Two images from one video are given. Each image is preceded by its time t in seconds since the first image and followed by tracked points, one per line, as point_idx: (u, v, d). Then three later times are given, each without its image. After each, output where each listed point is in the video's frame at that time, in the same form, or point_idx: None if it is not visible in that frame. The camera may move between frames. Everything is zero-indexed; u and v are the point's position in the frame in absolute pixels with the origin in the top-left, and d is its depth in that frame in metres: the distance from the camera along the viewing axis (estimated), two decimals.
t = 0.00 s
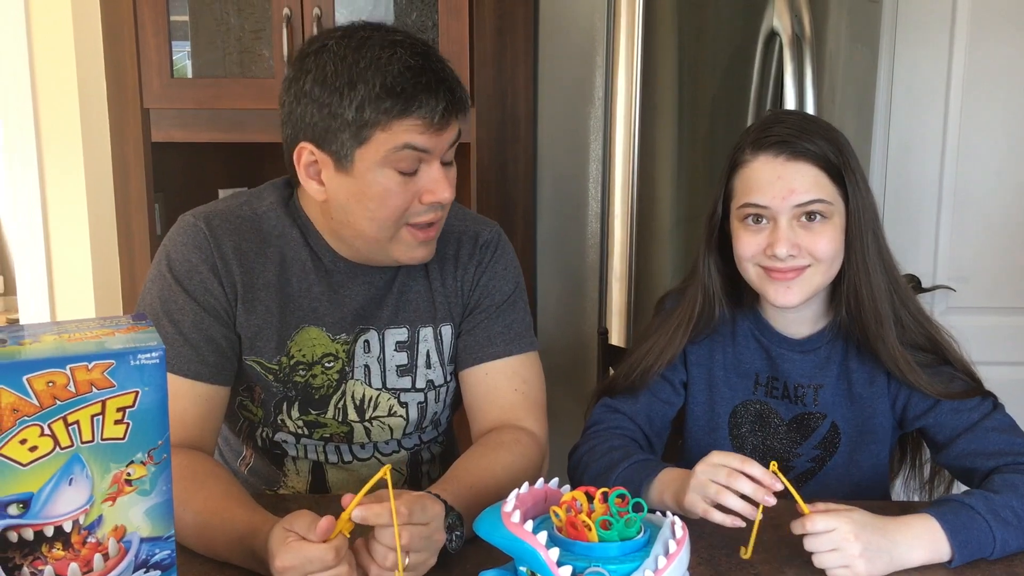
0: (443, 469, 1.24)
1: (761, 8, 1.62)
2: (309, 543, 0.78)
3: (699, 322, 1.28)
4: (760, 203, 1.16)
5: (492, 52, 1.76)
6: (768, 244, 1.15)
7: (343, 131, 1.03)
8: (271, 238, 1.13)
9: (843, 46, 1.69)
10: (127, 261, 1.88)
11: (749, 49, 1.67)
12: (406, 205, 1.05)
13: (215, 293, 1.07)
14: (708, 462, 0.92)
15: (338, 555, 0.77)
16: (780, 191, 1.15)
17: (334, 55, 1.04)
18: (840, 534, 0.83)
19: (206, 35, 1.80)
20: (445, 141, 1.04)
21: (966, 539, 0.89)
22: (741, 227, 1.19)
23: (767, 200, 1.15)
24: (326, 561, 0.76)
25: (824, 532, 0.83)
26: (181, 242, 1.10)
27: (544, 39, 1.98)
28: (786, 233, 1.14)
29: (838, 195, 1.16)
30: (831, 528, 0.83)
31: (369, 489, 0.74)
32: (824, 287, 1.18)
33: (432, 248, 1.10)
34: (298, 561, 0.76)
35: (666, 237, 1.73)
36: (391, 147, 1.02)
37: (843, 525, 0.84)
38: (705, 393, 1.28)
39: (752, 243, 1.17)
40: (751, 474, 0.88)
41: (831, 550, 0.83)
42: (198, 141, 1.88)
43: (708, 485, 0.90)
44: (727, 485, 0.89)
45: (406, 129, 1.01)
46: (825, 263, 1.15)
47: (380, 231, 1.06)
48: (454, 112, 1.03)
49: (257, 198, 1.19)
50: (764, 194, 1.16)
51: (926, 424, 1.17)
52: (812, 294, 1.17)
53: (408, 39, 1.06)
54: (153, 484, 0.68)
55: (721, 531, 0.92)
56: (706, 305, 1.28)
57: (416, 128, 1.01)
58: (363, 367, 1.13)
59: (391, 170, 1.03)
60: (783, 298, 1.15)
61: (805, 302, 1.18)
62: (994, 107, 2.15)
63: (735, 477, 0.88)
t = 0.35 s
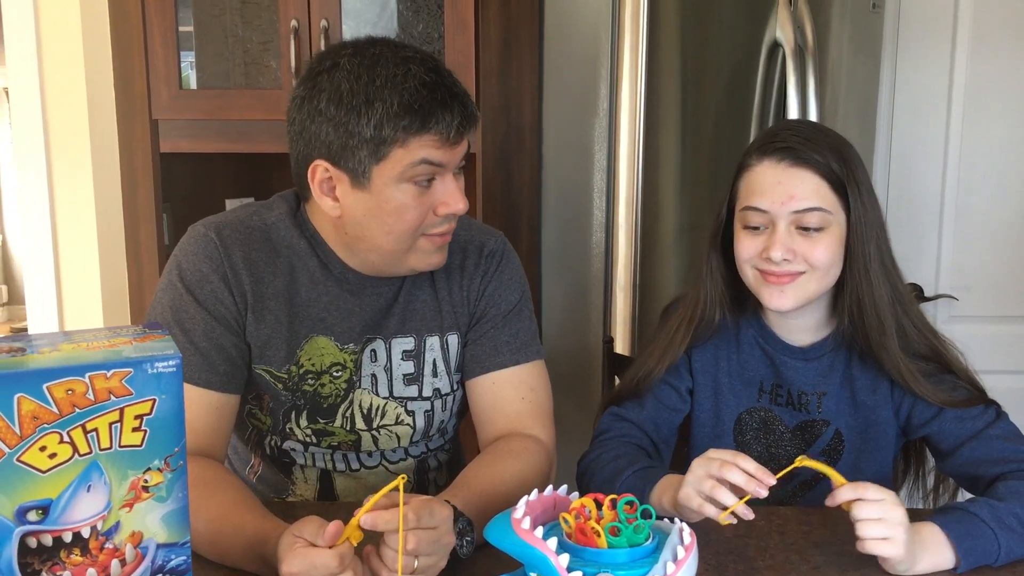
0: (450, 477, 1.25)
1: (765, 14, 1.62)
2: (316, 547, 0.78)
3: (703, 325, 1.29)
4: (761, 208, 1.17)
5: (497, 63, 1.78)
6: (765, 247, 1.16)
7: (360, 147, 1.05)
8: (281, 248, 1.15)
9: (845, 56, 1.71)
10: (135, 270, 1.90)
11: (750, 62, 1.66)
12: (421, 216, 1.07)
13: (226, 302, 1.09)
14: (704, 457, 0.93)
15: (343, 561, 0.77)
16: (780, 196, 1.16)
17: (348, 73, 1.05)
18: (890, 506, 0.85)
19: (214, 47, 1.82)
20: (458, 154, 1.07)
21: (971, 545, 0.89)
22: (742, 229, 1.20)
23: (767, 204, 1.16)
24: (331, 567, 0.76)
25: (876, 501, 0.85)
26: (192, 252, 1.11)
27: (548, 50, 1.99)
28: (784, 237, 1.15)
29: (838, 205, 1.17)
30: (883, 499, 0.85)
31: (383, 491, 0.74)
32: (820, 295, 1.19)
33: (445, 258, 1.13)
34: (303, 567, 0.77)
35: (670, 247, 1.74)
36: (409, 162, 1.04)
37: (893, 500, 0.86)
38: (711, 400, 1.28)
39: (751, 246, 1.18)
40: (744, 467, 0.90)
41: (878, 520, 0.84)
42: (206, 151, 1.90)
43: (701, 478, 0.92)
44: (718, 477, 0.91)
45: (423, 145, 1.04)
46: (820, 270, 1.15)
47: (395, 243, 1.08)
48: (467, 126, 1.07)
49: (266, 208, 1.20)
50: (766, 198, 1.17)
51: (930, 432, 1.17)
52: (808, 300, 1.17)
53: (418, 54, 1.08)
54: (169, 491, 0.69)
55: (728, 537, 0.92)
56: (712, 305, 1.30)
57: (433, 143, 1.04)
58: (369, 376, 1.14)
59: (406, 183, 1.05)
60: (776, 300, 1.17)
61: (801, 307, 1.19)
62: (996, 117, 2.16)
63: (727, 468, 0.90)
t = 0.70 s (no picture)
0: (457, 483, 1.26)
1: (766, 26, 1.62)
2: (330, 547, 0.79)
3: (707, 331, 1.30)
4: (759, 217, 1.18)
5: (502, 72, 1.79)
6: (761, 255, 1.18)
7: (341, 133, 1.07)
8: (292, 257, 1.16)
9: (846, 66, 1.72)
10: (141, 277, 1.91)
11: (752, 71, 1.66)
12: (384, 218, 1.06)
13: (237, 309, 1.10)
14: (740, 483, 0.91)
15: (356, 562, 0.78)
16: (777, 206, 1.17)
17: (352, 65, 1.08)
18: (905, 521, 0.84)
19: (220, 56, 1.83)
20: (433, 163, 1.03)
21: (976, 551, 0.90)
22: (742, 236, 1.22)
23: (764, 214, 1.18)
24: (345, 566, 0.77)
25: (892, 517, 0.84)
26: (204, 260, 1.12)
27: (552, 59, 2.01)
28: (779, 247, 1.16)
29: (836, 216, 1.17)
30: (899, 514, 0.84)
31: (400, 495, 0.76)
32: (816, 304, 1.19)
33: (414, 271, 1.10)
34: (316, 566, 0.78)
35: (673, 255, 1.74)
36: (376, 155, 1.04)
37: (907, 514, 0.85)
38: (716, 406, 1.29)
39: (749, 252, 1.20)
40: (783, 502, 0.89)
41: (893, 535, 0.83)
42: (213, 160, 1.92)
43: (740, 507, 0.89)
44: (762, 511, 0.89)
45: (391, 140, 1.03)
46: (816, 280, 1.16)
47: (360, 240, 1.09)
48: (446, 135, 1.03)
49: (277, 216, 1.22)
50: (762, 207, 1.18)
51: (934, 439, 1.18)
52: (805, 309, 1.18)
53: (430, 63, 1.09)
54: (184, 497, 0.70)
55: (735, 543, 0.93)
56: (718, 312, 1.30)
57: (402, 141, 1.02)
58: (379, 384, 1.15)
59: (373, 179, 1.04)
60: (773, 307, 1.18)
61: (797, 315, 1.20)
62: (997, 125, 2.17)
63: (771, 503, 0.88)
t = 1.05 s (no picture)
0: (461, 486, 1.26)
1: (766, 31, 1.63)
2: (338, 551, 0.80)
3: (709, 334, 1.31)
4: (748, 217, 1.21)
5: (504, 76, 1.80)
6: (744, 256, 1.20)
7: (350, 127, 1.09)
8: (299, 260, 1.17)
9: (847, 70, 1.73)
10: (144, 281, 1.91)
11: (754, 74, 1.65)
12: (383, 214, 1.07)
13: (245, 313, 1.10)
14: (767, 500, 0.90)
15: (364, 566, 0.78)
16: (761, 207, 1.19)
17: (370, 62, 1.10)
18: (884, 526, 0.84)
19: (224, 60, 1.84)
20: (434, 163, 1.05)
21: (978, 554, 0.91)
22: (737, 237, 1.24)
23: (751, 214, 1.20)
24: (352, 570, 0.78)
25: (870, 525, 0.84)
26: (213, 264, 1.13)
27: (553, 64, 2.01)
28: (759, 249, 1.18)
29: (821, 225, 1.17)
30: (876, 521, 0.84)
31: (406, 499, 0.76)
32: (798, 311, 1.19)
33: (412, 270, 1.10)
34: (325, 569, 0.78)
35: (674, 259, 1.75)
36: (380, 149, 1.05)
37: (884, 518, 0.85)
38: (717, 410, 1.29)
39: (738, 251, 1.22)
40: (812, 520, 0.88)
41: (876, 544, 0.83)
42: (216, 164, 1.92)
43: (769, 524, 0.88)
44: (789, 530, 0.88)
45: (394, 136, 1.04)
46: (796, 286, 1.17)
47: (360, 235, 1.09)
48: (449, 136, 1.04)
49: (285, 222, 1.23)
50: (750, 208, 1.20)
51: (934, 443, 1.18)
52: (786, 316, 1.19)
53: (444, 67, 1.10)
54: (192, 498, 0.70)
55: (737, 547, 0.93)
56: (719, 317, 1.30)
57: (405, 138, 1.04)
58: (386, 387, 1.15)
59: (375, 172, 1.06)
60: (755, 307, 1.19)
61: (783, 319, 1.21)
62: (996, 130, 2.18)
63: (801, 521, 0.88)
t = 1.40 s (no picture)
0: (465, 489, 1.27)
1: (770, 35, 1.66)
2: (347, 547, 0.81)
3: (714, 339, 1.31)
4: (751, 223, 1.21)
5: (508, 80, 1.80)
6: (748, 261, 1.20)
7: (348, 131, 1.09)
8: (304, 263, 1.17)
9: (850, 75, 1.74)
10: (147, 284, 1.91)
11: (757, 79, 1.68)
12: (386, 217, 1.07)
13: (250, 316, 1.11)
14: (763, 504, 0.91)
15: (369, 563, 0.79)
16: (764, 212, 1.19)
17: (365, 67, 1.11)
18: (887, 533, 0.84)
19: (229, 63, 1.84)
20: (434, 162, 1.05)
21: (980, 558, 0.91)
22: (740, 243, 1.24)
23: (753, 219, 1.20)
24: (358, 566, 0.78)
25: (872, 531, 0.84)
26: (218, 267, 1.14)
27: (558, 68, 2.02)
28: (764, 254, 1.18)
29: (825, 229, 1.17)
30: (879, 527, 0.85)
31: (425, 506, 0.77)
32: (803, 315, 1.19)
33: (414, 274, 1.11)
34: (330, 564, 0.79)
35: (677, 262, 1.75)
36: (379, 152, 1.06)
37: (886, 525, 0.85)
38: (720, 414, 1.30)
39: (741, 256, 1.22)
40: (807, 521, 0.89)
41: (877, 549, 0.83)
42: (221, 167, 1.93)
43: (767, 529, 0.89)
44: (788, 534, 0.89)
45: (393, 137, 1.05)
46: (802, 290, 1.17)
47: (363, 238, 1.10)
48: (448, 135, 1.04)
49: (289, 225, 1.23)
50: (753, 213, 1.20)
51: (937, 447, 1.18)
52: (791, 320, 1.19)
53: (439, 68, 1.10)
54: (198, 501, 0.70)
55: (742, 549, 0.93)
56: (724, 323, 1.31)
57: (404, 139, 1.04)
58: (390, 390, 1.15)
59: (376, 175, 1.07)
60: (759, 312, 1.20)
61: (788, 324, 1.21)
62: (999, 134, 2.18)
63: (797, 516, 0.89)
